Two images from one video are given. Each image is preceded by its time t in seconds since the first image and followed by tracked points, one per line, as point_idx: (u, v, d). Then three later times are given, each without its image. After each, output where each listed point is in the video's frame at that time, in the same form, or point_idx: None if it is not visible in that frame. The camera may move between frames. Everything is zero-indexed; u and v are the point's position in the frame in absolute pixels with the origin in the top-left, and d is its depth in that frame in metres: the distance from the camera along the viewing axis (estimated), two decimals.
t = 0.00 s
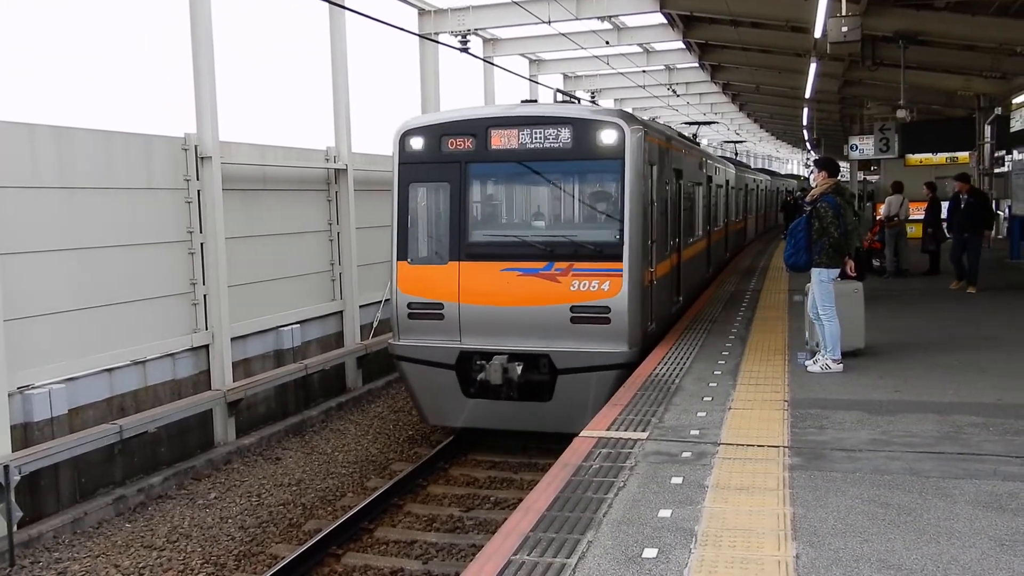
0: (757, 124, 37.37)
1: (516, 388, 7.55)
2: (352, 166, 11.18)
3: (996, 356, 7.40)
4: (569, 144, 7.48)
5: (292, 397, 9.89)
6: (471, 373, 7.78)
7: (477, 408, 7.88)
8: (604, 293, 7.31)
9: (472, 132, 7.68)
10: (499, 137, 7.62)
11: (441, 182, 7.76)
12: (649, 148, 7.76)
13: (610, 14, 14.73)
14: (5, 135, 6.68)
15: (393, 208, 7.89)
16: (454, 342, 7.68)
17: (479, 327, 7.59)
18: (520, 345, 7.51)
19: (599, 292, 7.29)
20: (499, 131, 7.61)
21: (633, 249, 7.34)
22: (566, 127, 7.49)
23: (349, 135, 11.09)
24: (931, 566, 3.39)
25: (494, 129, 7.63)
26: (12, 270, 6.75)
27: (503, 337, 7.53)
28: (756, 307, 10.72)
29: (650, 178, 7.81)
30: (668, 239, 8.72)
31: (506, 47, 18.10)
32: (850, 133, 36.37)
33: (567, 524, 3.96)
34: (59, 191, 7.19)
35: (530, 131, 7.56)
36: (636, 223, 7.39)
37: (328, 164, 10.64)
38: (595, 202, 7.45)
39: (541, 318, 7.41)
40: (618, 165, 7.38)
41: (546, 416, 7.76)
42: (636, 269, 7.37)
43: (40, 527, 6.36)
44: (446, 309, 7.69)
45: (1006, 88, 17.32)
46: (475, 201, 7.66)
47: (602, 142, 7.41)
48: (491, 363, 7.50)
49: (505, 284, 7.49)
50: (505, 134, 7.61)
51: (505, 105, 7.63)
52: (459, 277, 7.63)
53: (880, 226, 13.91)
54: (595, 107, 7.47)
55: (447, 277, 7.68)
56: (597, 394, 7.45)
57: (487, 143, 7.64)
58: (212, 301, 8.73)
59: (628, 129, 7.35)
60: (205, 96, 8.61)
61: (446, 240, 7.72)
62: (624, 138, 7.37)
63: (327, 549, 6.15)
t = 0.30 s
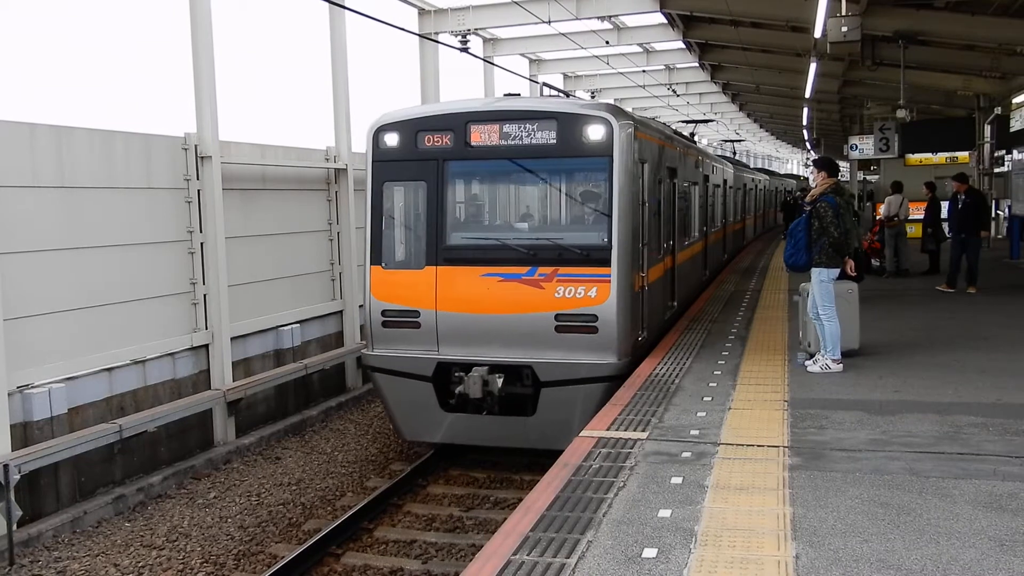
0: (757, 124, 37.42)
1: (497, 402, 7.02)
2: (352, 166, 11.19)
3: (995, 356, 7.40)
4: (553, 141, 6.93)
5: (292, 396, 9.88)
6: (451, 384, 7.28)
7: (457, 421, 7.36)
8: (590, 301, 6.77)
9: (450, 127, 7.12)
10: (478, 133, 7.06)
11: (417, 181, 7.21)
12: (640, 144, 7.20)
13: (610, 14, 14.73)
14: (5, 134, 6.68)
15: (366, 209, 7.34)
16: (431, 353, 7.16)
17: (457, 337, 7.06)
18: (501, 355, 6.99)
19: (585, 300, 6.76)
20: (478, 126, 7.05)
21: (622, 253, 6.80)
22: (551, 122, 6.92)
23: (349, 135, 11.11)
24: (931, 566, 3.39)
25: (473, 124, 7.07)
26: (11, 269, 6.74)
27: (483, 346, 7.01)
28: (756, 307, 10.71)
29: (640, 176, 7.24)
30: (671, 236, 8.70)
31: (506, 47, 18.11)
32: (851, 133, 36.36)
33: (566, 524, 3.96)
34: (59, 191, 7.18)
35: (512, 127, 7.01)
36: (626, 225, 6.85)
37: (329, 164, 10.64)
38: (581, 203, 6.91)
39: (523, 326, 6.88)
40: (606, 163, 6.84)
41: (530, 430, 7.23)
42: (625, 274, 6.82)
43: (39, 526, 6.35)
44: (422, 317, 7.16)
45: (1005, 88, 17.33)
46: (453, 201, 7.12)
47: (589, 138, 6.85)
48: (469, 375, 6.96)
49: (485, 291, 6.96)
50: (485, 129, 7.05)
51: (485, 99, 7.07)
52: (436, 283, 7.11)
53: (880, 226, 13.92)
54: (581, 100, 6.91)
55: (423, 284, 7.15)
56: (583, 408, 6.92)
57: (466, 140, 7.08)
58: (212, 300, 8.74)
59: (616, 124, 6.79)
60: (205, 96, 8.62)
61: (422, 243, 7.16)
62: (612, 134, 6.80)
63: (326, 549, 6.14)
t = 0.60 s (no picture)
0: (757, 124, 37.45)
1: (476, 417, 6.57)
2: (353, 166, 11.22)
3: (995, 356, 7.40)
4: (538, 137, 6.49)
5: (291, 395, 9.88)
6: (429, 396, 6.81)
7: (435, 436, 6.89)
8: (576, 308, 6.33)
9: (428, 123, 6.68)
10: (458, 128, 6.63)
11: (393, 181, 6.76)
12: (630, 140, 6.75)
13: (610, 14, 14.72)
14: (5, 134, 6.67)
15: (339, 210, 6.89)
16: (407, 363, 6.71)
17: (436, 346, 6.61)
18: (481, 366, 6.53)
19: (571, 307, 6.31)
20: (458, 122, 6.62)
21: (611, 257, 6.35)
22: (535, 117, 6.49)
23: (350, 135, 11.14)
24: (930, 567, 3.39)
25: (452, 119, 6.63)
26: (11, 269, 6.74)
27: (463, 356, 6.56)
28: (756, 307, 10.69)
29: (631, 175, 6.79)
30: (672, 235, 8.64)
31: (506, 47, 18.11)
32: (851, 133, 36.37)
33: (566, 524, 3.96)
34: (59, 190, 7.18)
35: (494, 122, 6.57)
36: (615, 227, 6.41)
37: (329, 164, 10.66)
38: (568, 203, 6.47)
39: (505, 335, 6.43)
40: (594, 160, 6.40)
41: (512, 447, 6.74)
42: (614, 280, 6.36)
43: (39, 525, 6.35)
44: (398, 325, 6.70)
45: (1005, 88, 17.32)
46: (432, 202, 6.68)
47: (575, 134, 6.41)
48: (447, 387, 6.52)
49: (465, 297, 6.51)
50: (465, 125, 6.61)
51: (465, 93, 6.65)
52: (412, 289, 6.64)
53: (880, 226, 13.92)
54: (567, 94, 6.47)
55: (399, 290, 6.69)
56: (569, 422, 6.46)
57: (445, 136, 6.64)
58: (213, 300, 8.74)
59: (604, 119, 6.35)
60: (206, 95, 8.62)
61: (398, 246, 6.72)
62: (600, 130, 6.37)
63: (326, 549, 6.14)
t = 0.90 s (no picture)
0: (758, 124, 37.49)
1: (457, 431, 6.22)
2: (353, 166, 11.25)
3: (995, 356, 7.40)
4: (522, 133, 6.08)
5: (292, 395, 9.88)
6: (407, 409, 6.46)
7: (415, 450, 6.55)
8: (563, 315, 5.94)
9: (406, 119, 6.27)
10: (438, 124, 6.22)
11: (368, 180, 6.37)
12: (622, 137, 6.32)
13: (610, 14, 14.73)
14: (5, 133, 6.68)
15: (312, 211, 6.50)
16: (385, 374, 6.32)
17: (415, 356, 6.23)
18: (462, 377, 6.16)
19: (557, 315, 5.93)
20: (437, 117, 6.21)
21: (600, 261, 5.94)
22: (519, 112, 6.07)
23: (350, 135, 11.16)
24: (930, 567, 3.39)
25: (432, 114, 6.23)
26: (11, 268, 6.74)
27: (445, 366, 6.18)
28: (756, 307, 10.69)
29: (622, 174, 6.38)
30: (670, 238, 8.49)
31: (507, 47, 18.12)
32: (851, 133, 36.37)
33: (566, 524, 3.96)
34: (59, 190, 7.18)
35: (475, 118, 6.16)
36: (605, 229, 6.00)
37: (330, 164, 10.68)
38: (555, 204, 6.06)
39: (488, 344, 6.05)
40: (582, 158, 5.99)
41: (496, 461, 6.40)
42: (603, 286, 5.95)
43: (39, 525, 6.35)
44: (374, 333, 6.32)
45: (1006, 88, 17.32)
46: (411, 202, 6.28)
47: (562, 130, 5.99)
48: (426, 400, 6.16)
49: (445, 304, 6.13)
50: (445, 120, 6.21)
51: (445, 86, 6.24)
52: (390, 295, 6.26)
53: (880, 226, 13.91)
54: (554, 88, 6.05)
55: (375, 296, 6.30)
56: (555, 436, 6.12)
57: (423, 132, 6.24)
58: (213, 299, 8.74)
59: (592, 114, 5.94)
60: (206, 95, 8.62)
61: (374, 249, 6.33)
62: (588, 125, 5.95)
63: (326, 549, 6.14)
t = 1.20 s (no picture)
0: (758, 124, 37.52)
1: (438, 444, 5.89)
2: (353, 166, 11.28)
3: (995, 356, 7.41)
4: (507, 130, 5.76)
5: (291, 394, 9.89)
6: (387, 420, 6.11)
7: (395, 463, 6.19)
8: (551, 322, 5.63)
9: (384, 114, 5.96)
10: (418, 119, 5.89)
11: (345, 178, 6.05)
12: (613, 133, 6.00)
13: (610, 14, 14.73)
14: (6, 133, 6.68)
15: (287, 212, 6.19)
16: (363, 384, 6.02)
17: (394, 364, 5.92)
18: (445, 387, 5.85)
19: (544, 321, 5.62)
20: (417, 112, 5.89)
21: (589, 266, 5.62)
22: (504, 108, 5.76)
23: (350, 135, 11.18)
24: (929, 567, 3.39)
25: (412, 110, 5.90)
26: (11, 268, 6.75)
27: (426, 376, 5.88)
28: (756, 307, 10.71)
29: (613, 172, 6.05)
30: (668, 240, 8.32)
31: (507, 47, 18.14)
32: (851, 133, 36.38)
33: (566, 524, 3.96)
34: (59, 189, 7.19)
35: (457, 114, 5.83)
36: (595, 232, 5.67)
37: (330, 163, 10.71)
38: (543, 204, 5.75)
39: (471, 353, 5.75)
40: (570, 155, 5.67)
41: (480, 477, 6.06)
42: (593, 292, 5.64)
43: (39, 524, 6.35)
44: (352, 340, 6.00)
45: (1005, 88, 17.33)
46: (391, 202, 5.97)
47: (549, 127, 5.67)
48: (405, 411, 5.83)
49: (426, 310, 5.83)
50: (425, 116, 5.88)
51: (426, 80, 5.91)
52: (368, 301, 5.96)
53: (881, 226, 13.89)
54: (541, 82, 5.73)
55: (353, 302, 5.99)
56: (543, 451, 5.80)
57: (403, 128, 5.92)
58: (213, 300, 8.74)
59: (581, 110, 5.61)
60: (206, 95, 8.62)
61: (352, 252, 6.01)
62: (576, 121, 5.62)
63: (326, 549, 6.14)
